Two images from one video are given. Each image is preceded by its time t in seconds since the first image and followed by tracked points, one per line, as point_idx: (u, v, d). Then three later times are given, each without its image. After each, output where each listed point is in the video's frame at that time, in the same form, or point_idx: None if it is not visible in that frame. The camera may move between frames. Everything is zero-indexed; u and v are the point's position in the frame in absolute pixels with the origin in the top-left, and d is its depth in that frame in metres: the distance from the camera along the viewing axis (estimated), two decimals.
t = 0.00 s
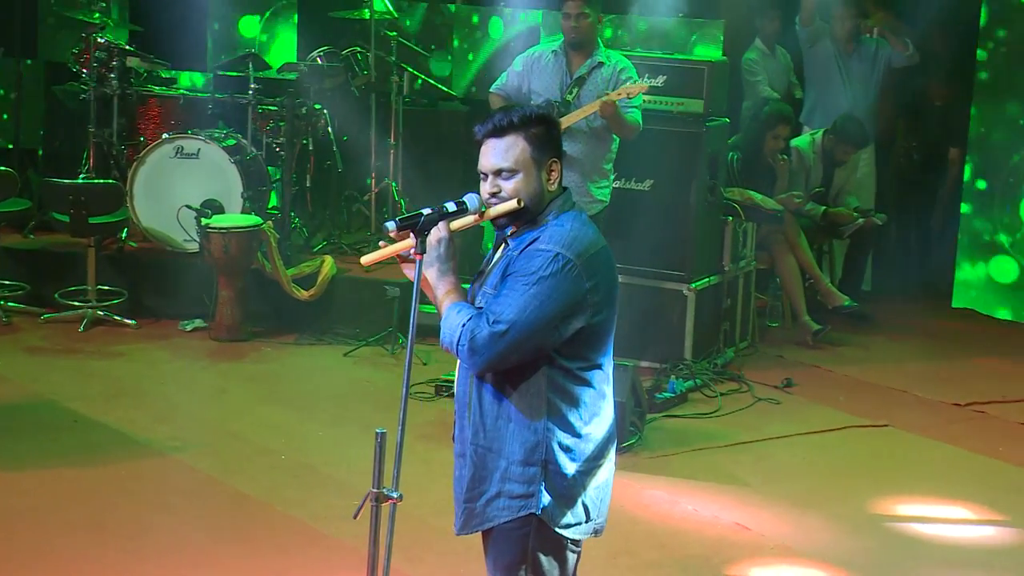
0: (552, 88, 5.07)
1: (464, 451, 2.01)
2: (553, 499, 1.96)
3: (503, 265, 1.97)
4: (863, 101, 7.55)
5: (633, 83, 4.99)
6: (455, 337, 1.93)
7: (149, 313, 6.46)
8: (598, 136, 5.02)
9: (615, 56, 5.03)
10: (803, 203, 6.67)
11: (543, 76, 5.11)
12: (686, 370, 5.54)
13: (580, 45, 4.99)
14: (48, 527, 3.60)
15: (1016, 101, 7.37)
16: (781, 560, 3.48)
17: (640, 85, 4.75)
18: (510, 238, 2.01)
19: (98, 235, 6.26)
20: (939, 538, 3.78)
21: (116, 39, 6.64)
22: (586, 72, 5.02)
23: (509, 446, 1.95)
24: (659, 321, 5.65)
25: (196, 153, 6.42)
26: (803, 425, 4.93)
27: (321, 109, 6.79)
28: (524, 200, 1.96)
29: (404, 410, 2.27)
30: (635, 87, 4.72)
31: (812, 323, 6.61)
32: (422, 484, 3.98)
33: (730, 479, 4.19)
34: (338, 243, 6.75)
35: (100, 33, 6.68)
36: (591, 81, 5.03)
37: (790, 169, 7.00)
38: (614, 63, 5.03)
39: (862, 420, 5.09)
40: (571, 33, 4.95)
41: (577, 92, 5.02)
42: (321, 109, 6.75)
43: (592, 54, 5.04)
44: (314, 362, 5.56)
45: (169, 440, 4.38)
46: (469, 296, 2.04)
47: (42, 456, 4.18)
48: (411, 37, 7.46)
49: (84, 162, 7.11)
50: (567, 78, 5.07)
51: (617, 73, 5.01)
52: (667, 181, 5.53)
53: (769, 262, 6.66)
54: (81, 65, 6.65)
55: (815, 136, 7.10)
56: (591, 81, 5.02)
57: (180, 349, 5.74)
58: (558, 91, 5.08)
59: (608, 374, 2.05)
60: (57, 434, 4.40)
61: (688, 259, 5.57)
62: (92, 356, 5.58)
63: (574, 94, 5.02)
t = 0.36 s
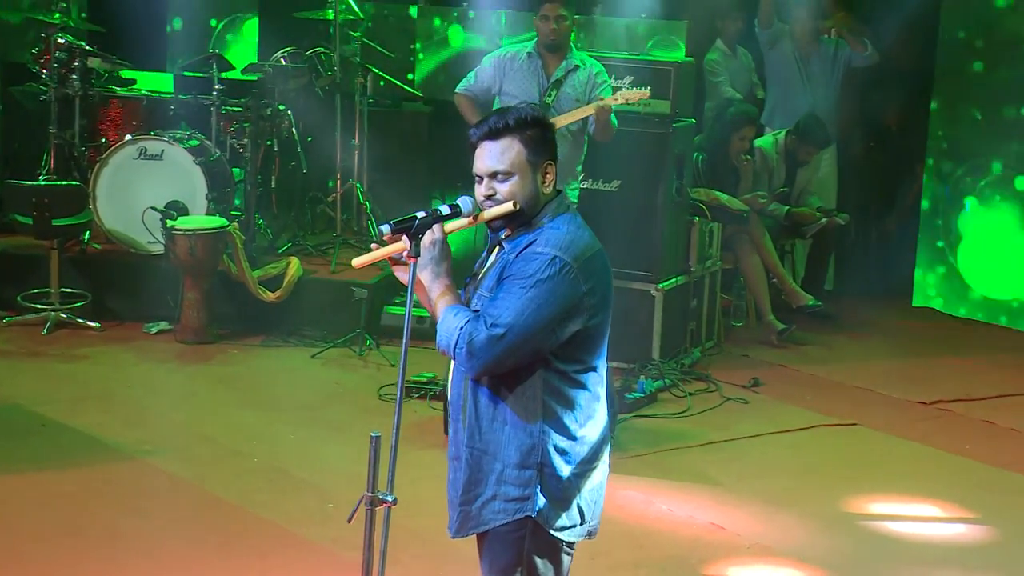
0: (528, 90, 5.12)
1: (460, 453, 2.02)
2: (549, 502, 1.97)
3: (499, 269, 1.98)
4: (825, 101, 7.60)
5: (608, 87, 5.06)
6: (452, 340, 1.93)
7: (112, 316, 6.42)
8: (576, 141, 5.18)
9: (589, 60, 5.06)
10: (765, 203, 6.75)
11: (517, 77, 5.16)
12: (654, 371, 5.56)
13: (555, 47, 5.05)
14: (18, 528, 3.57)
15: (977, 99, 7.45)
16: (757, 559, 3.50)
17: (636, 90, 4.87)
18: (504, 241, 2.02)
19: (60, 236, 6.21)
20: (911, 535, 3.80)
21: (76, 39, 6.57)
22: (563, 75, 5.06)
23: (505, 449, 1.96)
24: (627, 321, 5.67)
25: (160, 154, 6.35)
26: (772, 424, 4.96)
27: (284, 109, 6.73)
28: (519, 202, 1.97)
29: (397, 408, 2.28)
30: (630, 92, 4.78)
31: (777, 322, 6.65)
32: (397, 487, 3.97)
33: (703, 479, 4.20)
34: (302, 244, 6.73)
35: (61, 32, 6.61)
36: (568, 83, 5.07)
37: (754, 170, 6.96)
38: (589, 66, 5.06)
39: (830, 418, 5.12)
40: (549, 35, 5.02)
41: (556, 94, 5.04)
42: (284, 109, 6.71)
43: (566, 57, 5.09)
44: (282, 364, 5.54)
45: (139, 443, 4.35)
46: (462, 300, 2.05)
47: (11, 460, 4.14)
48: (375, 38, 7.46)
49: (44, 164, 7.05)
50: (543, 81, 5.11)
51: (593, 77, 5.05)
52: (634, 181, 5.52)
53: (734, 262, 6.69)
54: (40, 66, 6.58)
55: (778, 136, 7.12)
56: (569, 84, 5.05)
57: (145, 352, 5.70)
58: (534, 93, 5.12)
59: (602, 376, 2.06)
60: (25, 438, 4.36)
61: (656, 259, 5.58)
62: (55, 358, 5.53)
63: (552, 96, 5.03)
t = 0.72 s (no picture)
0: (486, 94, 5.21)
1: (454, 458, 2.02)
2: (544, 506, 1.98)
3: (492, 273, 1.98)
4: (785, 101, 7.58)
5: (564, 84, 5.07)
6: (446, 345, 1.93)
7: (77, 319, 6.38)
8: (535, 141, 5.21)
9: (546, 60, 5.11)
10: (732, 204, 6.72)
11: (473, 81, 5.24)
12: (624, 372, 5.56)
13: (513, 48, 5.13)
14: None
15: (940, 106, 7.53)
16: (735, 560, 3.51)
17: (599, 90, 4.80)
18: (497, 245, 2.02)
19: (23, 239, 6.16)
20: (885, 535, 3.83)
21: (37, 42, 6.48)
22: (522, 75, 5.12)
23: (499, 453, 1.96)
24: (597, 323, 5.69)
25: (125, 156, 6.30)
26: (743, 424, 4.99)
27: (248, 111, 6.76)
28: (511, 207, 1.97)
29: (393, 413, 2.29)
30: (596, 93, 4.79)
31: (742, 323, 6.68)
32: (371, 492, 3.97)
33: (677, 479, 4.22)
34: (267, 247, 6.72)
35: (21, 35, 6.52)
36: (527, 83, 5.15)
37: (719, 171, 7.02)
38: (546, 66, 5.11)
39: (798, 418, 5.16)
40: (507, 36, 5.10)
41: (517, 94, 5.09)
42: (249, 111, 6.71)
43: (522, 57, 5.15)
44: (251, 367, 5.52)
45: (111, 447, 4.33)
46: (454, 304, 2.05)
47: None
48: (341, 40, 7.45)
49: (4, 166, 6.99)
50: (503, 81, 5.17)
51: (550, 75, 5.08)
52: (604, 182, 5.52)
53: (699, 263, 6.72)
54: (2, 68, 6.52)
55: (743, 137, 7.15)
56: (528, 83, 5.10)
57: (111, 356, 5.66)
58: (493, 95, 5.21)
59: (596, 380, 2.06)
60: None
61: (626, 261, 5.58)
62: (21, 363, 5.48)
63: (514, 97, 5.09)
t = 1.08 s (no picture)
0: (447, 95, 5.31)
1: (448, 462, 2.02)
2: (538, 510, 1.98)
3: (487, 277, 1.98)
4: (751, 102, 7.60)
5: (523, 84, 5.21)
6: (441, 349, 1.93)
7: (44, 323, 6.34)
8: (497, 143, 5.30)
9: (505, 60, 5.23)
10: (700, 205, 6.75)
11: (434, 83, 5.35)
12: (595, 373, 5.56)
13: (470, 50, 5.24)
14: None
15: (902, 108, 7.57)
16: (716, 560, 3.53)
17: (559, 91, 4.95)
18: (491, 250, 2.02)
19: None
20: (862, 534, 3.86)
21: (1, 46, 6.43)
22: (480, 77, 5.24)
23: (495, 458, 1.96)
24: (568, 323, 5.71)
25: (91, 159, 6.24)
26: (715, 424, 5.01)
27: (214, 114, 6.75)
28: (507, 212, 1.98)
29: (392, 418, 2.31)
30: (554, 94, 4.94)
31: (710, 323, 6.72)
32: (349, 496, 3.96)
33: (653, 480, 4.23)
34: (235, 249, 6.70)
35: None
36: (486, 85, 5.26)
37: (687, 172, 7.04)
38: (504, 66, 5.23)
39: (769, 418, 5.19)
40: (464, 38, 5.19)
41: (476, 97, 5.23)
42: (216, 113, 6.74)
43: (479, 59, 5.27)
44: (222, 370, 5.50)
45: (84, 452, 4.30)
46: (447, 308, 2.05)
47: None
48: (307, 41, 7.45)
49: None
50: (461, 83, 5.30)
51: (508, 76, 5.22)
52: (573, 183, 5.38)
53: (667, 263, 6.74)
54: None
55: (709, 139, 7.17)
56: (487, 86, 5.24)
57: (80, 359, 5.63)
58: (454, 97, 5.31)
59: (589, 384, 2.07)
60: None
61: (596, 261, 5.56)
62: None
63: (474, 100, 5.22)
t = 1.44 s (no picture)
0: (416, 97, 5.06)
1: (439, 465, 2.02)
2: (530, 511, 1.99)
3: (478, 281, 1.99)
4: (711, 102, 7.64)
5: (493, 88, 5.08)
6: (434, 351, 1.93)
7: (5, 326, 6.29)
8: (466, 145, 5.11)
9: (474, 63, 5.07)
10: (663, 206, 6.79)
11: (403, 85, 5.10)
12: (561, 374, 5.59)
13: (440, 53, 4.99)
14: None
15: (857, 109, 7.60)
16: (690, 560, 3.55)
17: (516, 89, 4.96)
18: (480, 253, 2.04)
19: None
20: (831, 532, 3.89)
21: None
22: (448, 79, 5.04)
23: (486, 461, 1.97)
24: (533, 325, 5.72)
25: (52, 160, 6.18)
26: (683, 424, 5.03)
27: (177, 116, 6.73)
28: (497, 216, 1.98)
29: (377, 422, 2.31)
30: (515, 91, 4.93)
31: (674, 324, 6.75)
32: (321, 500, 3.95)
33: (624, 481, 4.25)
34: (198, 251, 6.68)
35: None
36: (454, 87, 5.06)
37: (649, 172, 7.10)
38: (473, 69, 5.08)
39: (736, 418, 5.22)
40: (432, 40, 4.96)
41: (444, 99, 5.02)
42: (178, 116, 6.72)
43: (449, 60, 5.05)
44: (186, 373, 5.47)
45: (52, 457, 4.27)
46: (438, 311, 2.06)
47: None
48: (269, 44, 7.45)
49: None
50: (431, 85, 5.06)
51: (477, 80, 5.07)
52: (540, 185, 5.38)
53: (631, 263, 6.76)
54: None
55: (671, 140, 7.19)
56: (454, 88, 5.04)
57: (43, 363, 5.58)
58: (422, 99, 5.06)
59: (577, 386, 2.08)
60: None
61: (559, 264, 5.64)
62: None
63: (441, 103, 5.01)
